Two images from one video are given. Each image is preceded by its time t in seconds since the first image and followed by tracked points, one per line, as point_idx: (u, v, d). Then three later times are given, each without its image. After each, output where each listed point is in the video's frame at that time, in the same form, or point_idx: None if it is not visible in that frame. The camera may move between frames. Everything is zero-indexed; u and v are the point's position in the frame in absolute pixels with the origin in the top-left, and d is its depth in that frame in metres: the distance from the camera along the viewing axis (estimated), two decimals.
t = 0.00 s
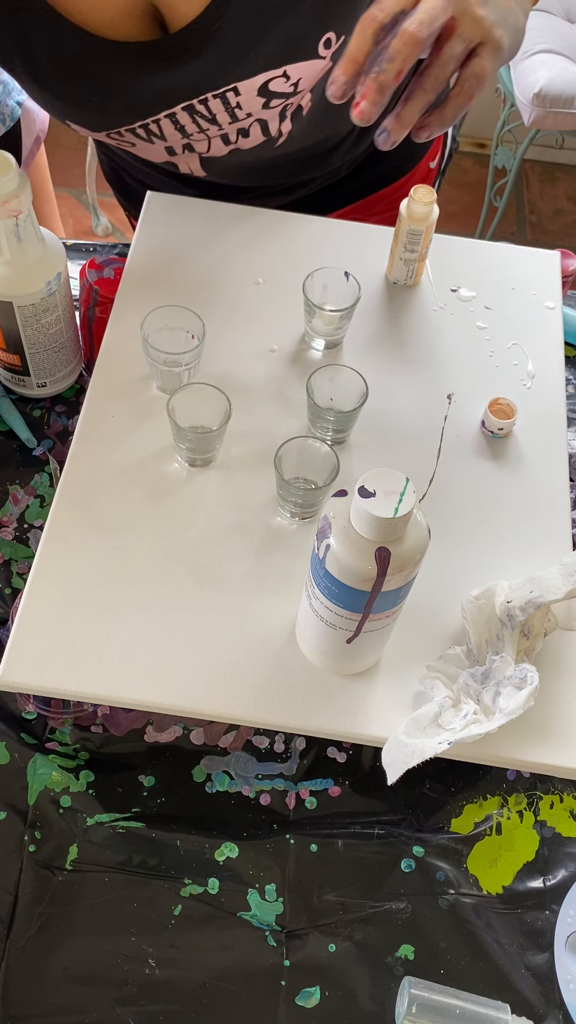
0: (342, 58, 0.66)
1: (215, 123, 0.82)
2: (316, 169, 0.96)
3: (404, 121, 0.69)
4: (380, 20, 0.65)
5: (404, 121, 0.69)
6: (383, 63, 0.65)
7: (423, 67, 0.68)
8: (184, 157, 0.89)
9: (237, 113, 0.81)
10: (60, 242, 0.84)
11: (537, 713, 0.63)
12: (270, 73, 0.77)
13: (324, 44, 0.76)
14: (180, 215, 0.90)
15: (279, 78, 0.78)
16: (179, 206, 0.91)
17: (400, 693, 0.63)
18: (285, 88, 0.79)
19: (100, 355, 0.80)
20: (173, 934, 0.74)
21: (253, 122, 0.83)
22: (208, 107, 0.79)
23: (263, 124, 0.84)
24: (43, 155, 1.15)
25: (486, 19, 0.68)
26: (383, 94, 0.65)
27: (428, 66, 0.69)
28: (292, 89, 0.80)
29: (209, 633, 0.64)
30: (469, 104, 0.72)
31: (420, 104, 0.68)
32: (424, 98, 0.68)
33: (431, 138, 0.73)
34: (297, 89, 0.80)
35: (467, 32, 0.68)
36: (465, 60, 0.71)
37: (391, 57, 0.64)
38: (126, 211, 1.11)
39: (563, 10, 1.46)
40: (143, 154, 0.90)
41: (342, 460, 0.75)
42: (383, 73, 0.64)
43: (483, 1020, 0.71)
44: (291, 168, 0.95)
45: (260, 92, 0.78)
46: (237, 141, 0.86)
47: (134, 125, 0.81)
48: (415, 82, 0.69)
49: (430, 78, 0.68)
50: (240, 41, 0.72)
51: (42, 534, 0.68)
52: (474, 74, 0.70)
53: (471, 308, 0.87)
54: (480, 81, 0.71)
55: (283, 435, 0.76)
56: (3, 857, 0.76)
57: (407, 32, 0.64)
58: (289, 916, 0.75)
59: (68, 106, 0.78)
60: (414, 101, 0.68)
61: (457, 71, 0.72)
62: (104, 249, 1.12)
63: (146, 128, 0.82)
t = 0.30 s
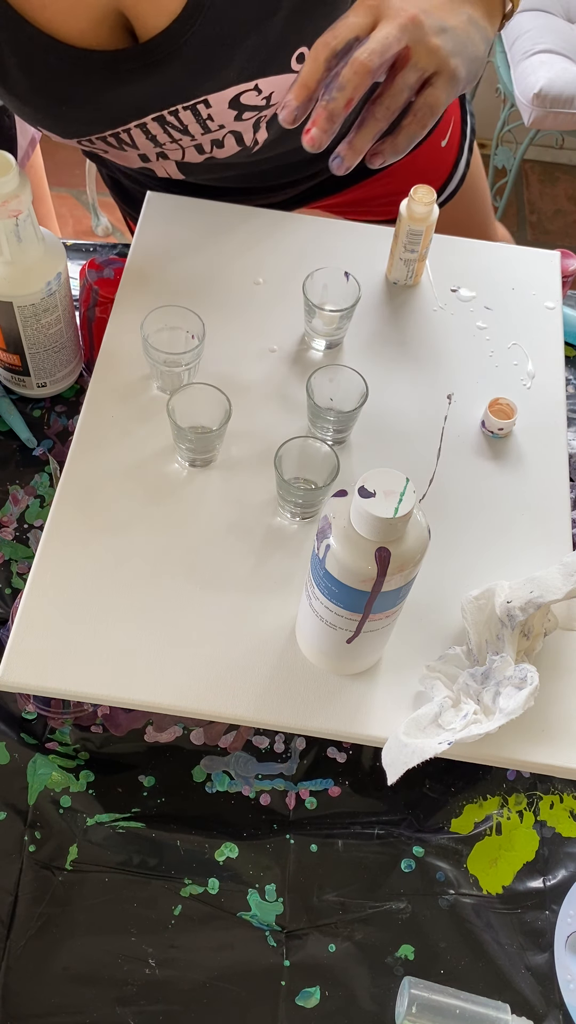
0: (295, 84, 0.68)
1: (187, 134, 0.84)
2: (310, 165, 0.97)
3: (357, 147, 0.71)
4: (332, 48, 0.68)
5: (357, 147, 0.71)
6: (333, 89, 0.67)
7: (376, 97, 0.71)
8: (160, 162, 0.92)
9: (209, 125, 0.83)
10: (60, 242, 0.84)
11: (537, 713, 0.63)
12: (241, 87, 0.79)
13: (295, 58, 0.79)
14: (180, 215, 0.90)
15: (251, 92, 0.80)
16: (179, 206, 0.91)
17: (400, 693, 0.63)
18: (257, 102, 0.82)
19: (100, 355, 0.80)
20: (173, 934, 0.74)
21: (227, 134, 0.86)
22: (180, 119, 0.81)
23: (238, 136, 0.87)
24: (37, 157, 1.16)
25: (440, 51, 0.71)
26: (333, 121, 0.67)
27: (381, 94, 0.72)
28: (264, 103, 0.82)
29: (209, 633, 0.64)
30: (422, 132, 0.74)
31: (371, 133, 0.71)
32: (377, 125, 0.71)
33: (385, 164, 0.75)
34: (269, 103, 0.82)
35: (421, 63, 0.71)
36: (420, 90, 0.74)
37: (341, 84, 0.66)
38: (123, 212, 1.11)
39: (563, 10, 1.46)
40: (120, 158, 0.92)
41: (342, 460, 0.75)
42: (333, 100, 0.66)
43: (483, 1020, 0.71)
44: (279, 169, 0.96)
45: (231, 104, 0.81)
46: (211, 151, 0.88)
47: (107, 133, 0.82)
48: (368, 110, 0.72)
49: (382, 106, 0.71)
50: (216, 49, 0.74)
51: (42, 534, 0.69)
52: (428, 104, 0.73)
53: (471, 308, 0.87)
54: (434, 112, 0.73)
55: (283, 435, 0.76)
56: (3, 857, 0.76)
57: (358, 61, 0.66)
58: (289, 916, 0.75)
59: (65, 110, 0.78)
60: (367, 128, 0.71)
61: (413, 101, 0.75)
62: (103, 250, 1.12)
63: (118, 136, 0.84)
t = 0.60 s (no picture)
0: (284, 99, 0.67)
1: (182, 141, 0.85)
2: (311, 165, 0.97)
3: (346, 165, 0.71)
4: (324, 62, 0.66)
5: (346, 163, 0.71)
6: (323, 106, 0.65)
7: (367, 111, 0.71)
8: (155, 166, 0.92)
9: (204, 132, 0.84)
10: (60, 242, 0.84)
11: (537, 713, 0.63)
12: (237, 96, 0.79)
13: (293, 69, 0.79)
14: (180, 214, 0.90)
15: (247, 101, 0.80)
16: (179, 205, 0.91)
17: (400, 693, 0.63)
18: (254, 111, 0.82)
19: (100, 354, 0.80)
20: (173, 934, 0.74)
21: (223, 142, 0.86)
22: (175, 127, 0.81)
23: (234, 144, 0.87)
24: (39, 157, 1.15)
25: (433, 70, 0.71)
26: (322, 137, 0.66)
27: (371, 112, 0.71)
28: (260, 112, 0.82)
29: (208, 633, 0.64)
30: (411, 149, 0.75)
31: (360, 149, 0.70)
32: (366, 143, 0.70)
33: (373, 181, 0.75)
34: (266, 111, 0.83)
35: (412, 81, 0.71)
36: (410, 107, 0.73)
37: (330, 100, 0.65)
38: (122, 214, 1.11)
39: (563, 10, 1.46)
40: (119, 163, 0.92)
41: (342, 460, 0.75)
42: (323, 116, 0.65)
43: (483, 1020, 0.71)
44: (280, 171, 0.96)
45: (228, 112, 0.81)
46: (207, 157, 0.89)
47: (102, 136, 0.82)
48: (356, 125, 0.71)
49: (371, 124, 0.70)
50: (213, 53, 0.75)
51: (42, 534, 0.69)
52: (418, 122, 0.74)
53: (471, 307, 0.87)
54: (423, 129, 0.74)
55: (283, 435, 0.76)
56: (3, 857, 0.76)
57: (349, 78, 0.65)
58: (289, 916, 0.75)
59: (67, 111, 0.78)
60: (356, 145, 0.70)
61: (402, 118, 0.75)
62: (104, 250, 1.12)
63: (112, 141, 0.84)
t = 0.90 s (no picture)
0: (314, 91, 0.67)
1: (194, 143, 0.85)
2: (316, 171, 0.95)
3: (372, 162, 0.71)
4: (356, 56, 0.66)
5: (373, 160, 0.71)
6: (353, 100, 0.66)
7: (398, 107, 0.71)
8: (163, 169, 0.91)
9: (218, 135, 0.83)
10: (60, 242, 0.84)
11: (537, 713, 0.63)
12: (252, 100, 0.79)
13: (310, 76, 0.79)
14: (180, 214, 0.90)
15: (262, 106, 0.80)
16: (179, 206, 0.91)
17: (399, 693, 0.63)
18: (268, 116, 0.81)
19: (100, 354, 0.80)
20: (173, 934, 0.74)
21: (234, 145, 0.85)
22: (189, 127, 0.81)
23: (244, 147, 0.86)
24: (43, 157, 1.16)
25: (463, 70, 0.71)
26: (352, 131, 0.67)
27: (401, 108, 0.71)
28: (275, 117, 0.82)
29: (209, 633, 0.64)
30: (438, 150, 0.75)
31: (387, 148, 0.71)
32: (395, 139, 0.70)
33: (399, 179, 0.76)
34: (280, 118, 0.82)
35: (443, 79, 0.71)
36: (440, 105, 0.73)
37: (362, 95, 0.66)
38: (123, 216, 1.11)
39: (563, 10, 1.46)
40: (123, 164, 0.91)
41: (342, 460, 0.75)
42: (354, 110, 0.66)
43: (483, 1020, 0.71)
44: (289, 176, 0.95)
45: (242, 116, 0.80)
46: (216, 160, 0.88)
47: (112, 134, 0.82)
48: (386, 122, 0.71)
49: (401, 121, 0.71)
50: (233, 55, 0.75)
51: (42, 534, 0.68)
52: (447, 121, 0.73)
53: (471, 307, 0.87)
54: (451, 130, 0.74)
55: (283, 435, 0.76)
56: (3, 857, 0.76)
57: (381, 73, 0.65)
58: (289, 916, 0.75)
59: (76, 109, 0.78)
60: (384, 141, 0.71)
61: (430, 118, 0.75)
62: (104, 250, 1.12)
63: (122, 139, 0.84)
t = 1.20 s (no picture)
0: (333, 94, 0.68)
1: (205, 146, 0.84)
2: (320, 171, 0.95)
3: (389, 165, 0.72)
4: (374, 60, 0.67)
5: (390, 163, 0.72)
6: (374, 103, 0.67)
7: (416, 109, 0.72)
8: (171, 175, 0.91)
9: (229, 138, 0.83)
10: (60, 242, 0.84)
11: (537, 713, 0.63)
12: (265, 103, 0.79)
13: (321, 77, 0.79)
14: (180, 215, 0.90)
15: (274, 108, 0.80)
16: (179, 206, 0.91)
17: (399, 693, 0.63)
18: (280, 118, 0.81)
19: (99, 354, 0.80)
20: (173, 934, 0.74)
21: (244, 149, 0.85)
22: (201, 131, 0.81)
23: (254, 152, 0.86)
24: (44, 162, 1.17)
25: (477, 72, 0.72)
26: (371, 134, 0.67)
27: (418, 111, 0.72)
28: (286, 120, 0.82)
29: (208, 633, 0.64)
30: (455, 151, 0.75)
31: (405, 150, 0.72)
32: (412, 144, 0.71)
33: (416, 180, 0.76)
34: (292, 118, 0.82)
35: (458, 82, 0.72)
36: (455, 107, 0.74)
37: (382, 97, 0.66)
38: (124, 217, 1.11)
39: (563, 10, 1.46)
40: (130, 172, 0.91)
41: (342, 460, 0.75)
42: (374, 114, 0.66)
43: (483, 1020, 0.71)
44: (294, 177, 0.94)
45: (254, 119, 0.80)
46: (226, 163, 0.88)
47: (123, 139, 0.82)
48: (404, 124, 0.72)
49: (419, 124, 0.71)
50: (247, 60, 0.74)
51: (42, 534, 0.68)
52: (463, 122, 0.74)
53: (471, 307, 0.87)
54: (466, 131, 0.74)
55: (283, 435, 0.76)
56: (3, 857, 0.76)
57: (401, 76, 0.66)
58: (289, 916, 0.75)
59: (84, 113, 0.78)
60: (402, 144, 0.72)
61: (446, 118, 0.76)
62: (104, 251, 1.13)
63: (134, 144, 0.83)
